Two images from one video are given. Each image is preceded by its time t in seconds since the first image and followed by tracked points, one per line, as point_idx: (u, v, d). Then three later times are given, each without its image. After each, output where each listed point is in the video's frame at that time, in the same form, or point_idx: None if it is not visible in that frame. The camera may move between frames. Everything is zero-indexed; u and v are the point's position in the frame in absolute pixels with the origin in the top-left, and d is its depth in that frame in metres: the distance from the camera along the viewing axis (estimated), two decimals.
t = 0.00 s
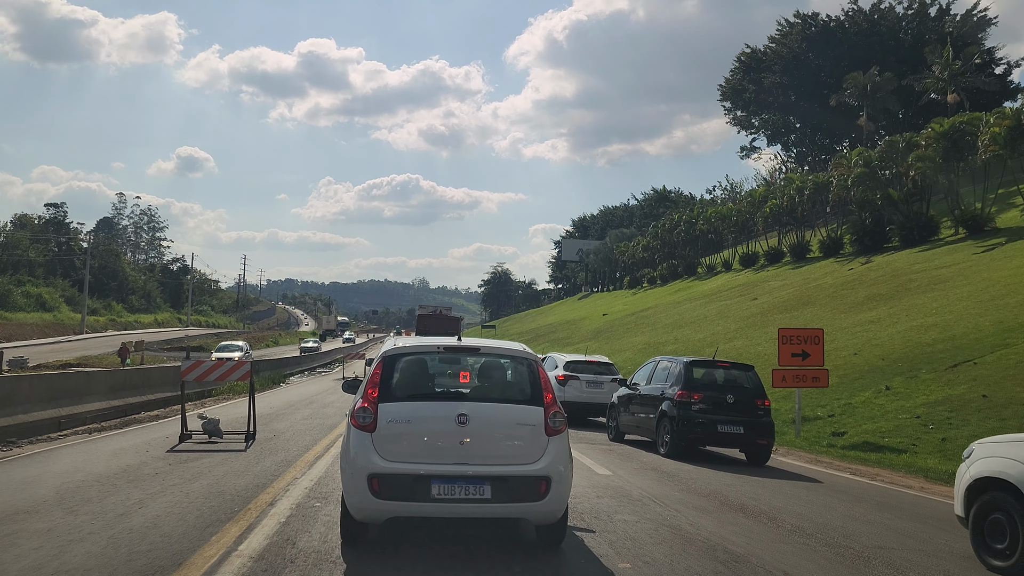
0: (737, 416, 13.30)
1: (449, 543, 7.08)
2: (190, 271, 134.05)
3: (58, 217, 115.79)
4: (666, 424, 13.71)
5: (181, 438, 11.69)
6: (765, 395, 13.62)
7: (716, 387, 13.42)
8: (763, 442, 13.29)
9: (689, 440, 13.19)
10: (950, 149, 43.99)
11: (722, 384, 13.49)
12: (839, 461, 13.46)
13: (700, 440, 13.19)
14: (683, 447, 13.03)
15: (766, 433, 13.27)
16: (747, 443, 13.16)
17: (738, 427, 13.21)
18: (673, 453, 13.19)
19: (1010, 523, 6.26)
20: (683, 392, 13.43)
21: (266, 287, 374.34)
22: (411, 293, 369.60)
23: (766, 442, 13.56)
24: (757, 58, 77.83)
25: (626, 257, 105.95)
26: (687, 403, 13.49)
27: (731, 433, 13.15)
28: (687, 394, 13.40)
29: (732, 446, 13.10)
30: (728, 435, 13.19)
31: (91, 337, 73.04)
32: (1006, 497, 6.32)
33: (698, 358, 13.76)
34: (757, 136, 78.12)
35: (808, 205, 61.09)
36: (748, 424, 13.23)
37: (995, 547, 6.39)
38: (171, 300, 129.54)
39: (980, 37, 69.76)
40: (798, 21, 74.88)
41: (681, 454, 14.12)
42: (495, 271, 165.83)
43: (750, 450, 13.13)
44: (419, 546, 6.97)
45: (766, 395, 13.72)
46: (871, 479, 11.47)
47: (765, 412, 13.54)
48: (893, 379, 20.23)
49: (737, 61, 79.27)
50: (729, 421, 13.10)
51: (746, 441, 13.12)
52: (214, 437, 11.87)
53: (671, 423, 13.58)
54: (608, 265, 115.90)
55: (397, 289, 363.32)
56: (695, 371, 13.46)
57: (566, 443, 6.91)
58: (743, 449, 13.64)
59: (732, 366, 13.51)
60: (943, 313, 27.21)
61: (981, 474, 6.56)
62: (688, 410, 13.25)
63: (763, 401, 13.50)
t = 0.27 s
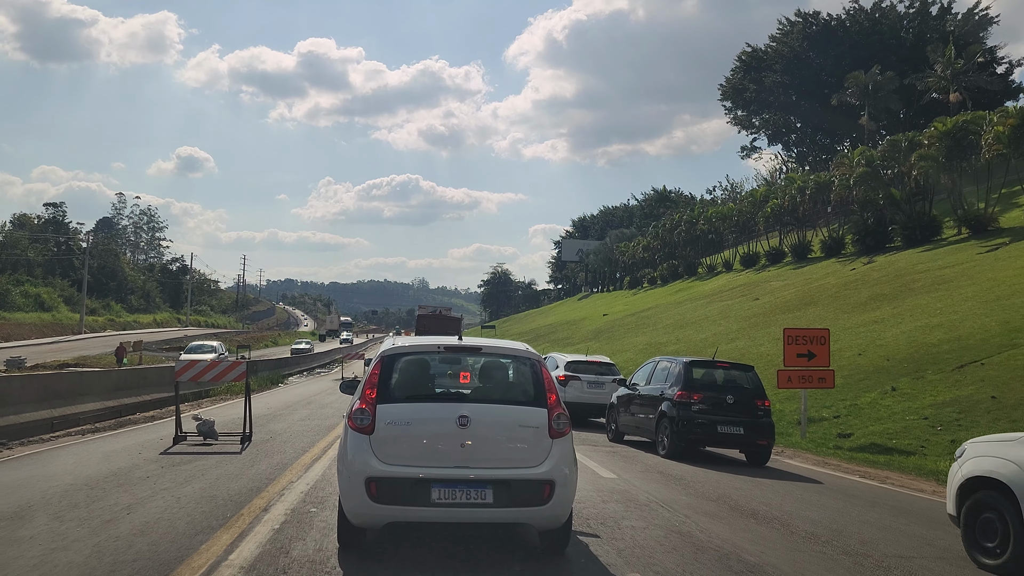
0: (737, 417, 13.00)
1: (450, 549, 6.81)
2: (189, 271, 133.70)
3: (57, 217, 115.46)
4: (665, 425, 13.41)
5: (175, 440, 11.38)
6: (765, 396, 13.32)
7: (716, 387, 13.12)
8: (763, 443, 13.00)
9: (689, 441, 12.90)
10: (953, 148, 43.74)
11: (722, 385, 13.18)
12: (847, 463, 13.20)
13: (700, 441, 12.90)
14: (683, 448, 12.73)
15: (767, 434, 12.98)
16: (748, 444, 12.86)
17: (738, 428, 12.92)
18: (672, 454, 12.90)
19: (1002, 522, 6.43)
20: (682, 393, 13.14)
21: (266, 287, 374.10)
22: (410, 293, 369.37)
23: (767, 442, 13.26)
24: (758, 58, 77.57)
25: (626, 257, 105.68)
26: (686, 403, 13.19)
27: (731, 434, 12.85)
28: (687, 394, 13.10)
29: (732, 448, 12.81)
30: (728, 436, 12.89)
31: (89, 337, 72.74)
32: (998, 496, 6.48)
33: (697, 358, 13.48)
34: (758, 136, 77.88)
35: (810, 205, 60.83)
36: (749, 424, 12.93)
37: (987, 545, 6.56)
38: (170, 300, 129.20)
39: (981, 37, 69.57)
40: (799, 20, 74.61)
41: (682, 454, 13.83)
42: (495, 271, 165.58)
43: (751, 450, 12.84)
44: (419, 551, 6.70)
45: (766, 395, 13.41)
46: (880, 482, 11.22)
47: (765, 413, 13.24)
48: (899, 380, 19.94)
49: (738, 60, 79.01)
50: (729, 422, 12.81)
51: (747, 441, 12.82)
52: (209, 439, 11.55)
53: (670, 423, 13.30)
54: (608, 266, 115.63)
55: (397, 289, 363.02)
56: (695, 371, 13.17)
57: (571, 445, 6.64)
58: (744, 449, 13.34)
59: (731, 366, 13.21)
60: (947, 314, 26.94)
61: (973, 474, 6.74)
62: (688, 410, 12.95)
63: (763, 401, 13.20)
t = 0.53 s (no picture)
0: (737, 417, 12.76)
1: (450, 551, 6.61)
2: (189, 270, 133.48)
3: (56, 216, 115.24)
4: (663, 425, 13.18)
5: (170, 441, 11.16)
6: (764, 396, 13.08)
7: (715, 387, 12.88)
8: (762, 443, 12.78)
9: (687, 441, 12.66)
10: (955, 147, 43.52)
11: (721, 384, 12.94)
12: (854, 465, 12.99)
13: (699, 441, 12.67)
14: (681, 448, 12.49)
15: (766, 434, 12.75)
16: (747, 444, 12.64)
17: (737, 428, 12.68)
18: (671, 454, 12.68)
19: (988, 518, 6.48)
20: (681, 392, 12.89)
21: (265, 287, 373.99)
22: (410, 292, 369.27)
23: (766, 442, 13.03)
24: (759, 57, 77.34)
25: (626, 257, 105.48)
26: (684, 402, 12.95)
27: (730, 434, 12.62)
28: (686, 394, 12.86)
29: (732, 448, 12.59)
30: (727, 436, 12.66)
31: (88, 337, 72.52)
32: (985, 493, 6.53)
33: (696, 357, 13.24)
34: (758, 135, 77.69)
35: (810, 204, 60.62)
36: (747, 424, 12.70)
37: (974, 542, 6.57)
38: (170, 299, 129.01)
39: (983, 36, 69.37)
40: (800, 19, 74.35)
41: (680, 454, 13.60)
42: (495, 270, 165.42)
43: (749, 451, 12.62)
44: (420, 553, 6.50)
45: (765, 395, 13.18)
46: (888, 484, 11.01)
47: (764, 412, 13.00)
48: (904, 380, 19.71)
49: (738, 59, 78.79)
50: (728, 422, 12.59)
51: (745, 441, 12.60)
52: (205, 440, 11.34)
53: (669, 423, 13.04)
54: (608, 265, 115.43)
55: (397, 288, 362.98)
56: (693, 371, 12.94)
57: (573, 446, 6.45)
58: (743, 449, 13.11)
59: (730, 365, 12.98)
60: (952, 313, 26.69)
61: (964, 472, 6.75)
62: (687, 410, 12.71)
63: (762, 400, 12.97)
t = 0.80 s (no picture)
0: (736, 416, 12.60)
1: (449, 553, 6.47)
2: (188, 270, 133.26)
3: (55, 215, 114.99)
4: (662, 425, 13.04)
5: (167, 442, 11.00)
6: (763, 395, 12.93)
7: (714, 386, 12.73)
8: (761, 443, 12.63)
9: (686, 440, 12.52)
10: (957, 146, 43.35)
11: (720, 384, 12.79)
12: (858, 466, 12.85)
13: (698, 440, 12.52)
14: (680, 447, 12.34)
15: (765, 433, 12.59)
16: (745, 444, 12.50)
17: (736, 427, 12.53)
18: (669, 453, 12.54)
19: (976, 517, 6.45)
20: (680, 391, 12.74)
21: (265, 287, 373.97)
22: (410, 292, 369.32)
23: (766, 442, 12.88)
24: (759, 56, 77.15)
25: (626, 257, 105.37)
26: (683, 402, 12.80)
27: (729, 433, 12.47)
28: (685, 393, 12.71)
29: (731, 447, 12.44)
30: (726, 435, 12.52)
31: (87, 337, 72.28)
32: (974, 492, 6.49)
33: (695, 356, 13.09)
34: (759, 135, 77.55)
35: (811, 204, 60.47)
36: (746, 424, 12.54)
37: (962, 538, 6.57)
38: (169, 299, 128.80)
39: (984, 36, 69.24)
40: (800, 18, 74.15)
41: (680, 454, 13.45)
42: (495, 270, 165.32)
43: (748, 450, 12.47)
44: (420, 554, 6.36)
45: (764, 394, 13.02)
46: (893, 485, 10.88)
47: (762, 412, 12.85)
48: (908, 381, 19.55)
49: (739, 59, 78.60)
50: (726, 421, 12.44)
51: (743, 441, 12.45)
52: (202, 441, 11.18)
53: (667, 423, 12.89)
54: (608, 265, 115.30)
55: (397, 288, 363.00)
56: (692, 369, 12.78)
57: (575, 446, 6.30)
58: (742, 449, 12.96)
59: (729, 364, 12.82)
60: (954, 313, 26.53)
61: (954, 469, 6.69)
62: (686, 410, 12.56)
63: (762, 400, 12.81)
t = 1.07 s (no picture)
0: (735, 416, 12.51)
1: (450, 552, 6.38)
2: (188, 270, 133.15)
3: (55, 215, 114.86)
4: (661, 425, 12.96)
5: (165, 442, 10.91)
6: (762, 395, 12.83)
7: (712, 387, 12.65)
8: (760, 443, 12.54)
9: (685, 440, 12.43)
10: (958, 147, 43.23)
11: (718, 384, 12.70)
12: (861, 467, 12.76)
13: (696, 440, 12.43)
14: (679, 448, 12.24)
15: (762, 433, 12.49)
16: (743, 444, 12.42)
17: (733, 427, 12.43)
18: (667, 454, 12.46)
19: (966, 515, 6.45)
20: (678, 392, 12.66)
21: (265, 287, 374.07)
22: (410, 293, 369.50)
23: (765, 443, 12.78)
24: (760, 56, 77.05)
25: (626, 257, 105.37)
26: (681, 402, 12.72)
27: (727, 433, 12.36)
28: (683, 394, 12.62)
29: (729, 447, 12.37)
30: (724, 435, 12.41)
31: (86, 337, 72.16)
32: (964, 491, 6.47)
33: (694, 357, 13.02)
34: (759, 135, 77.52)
35: (811, 204, 60.43)
36: (745, 424, 12.46)
37: (950, 535, 6.57)
38: (169, 299, 128.68)
39: (984, 36, 69.20)
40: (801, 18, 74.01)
41: (678, 454, 13.37)
42: (495, 270, 165.38)
43: (746, 451, 12.39)
44: (420, 553, 6.27)
45: (764, 396, 12.93)
46: (894, 487, 10.80)
47: (761, 412, 12.76)
48: (909, 381, 19.47)
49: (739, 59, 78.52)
50: (724, 421, 12.37)
51: (742, 441, 12.36)
52: (200, 441, 11.09)
53: (665, 423, 12.80)
54: (608, 265, 115.29)
55: (396, 289, 363.19)
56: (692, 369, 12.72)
57: (574, 446, 6.21)
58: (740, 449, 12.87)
59: (728, 365, 12.74)
60: (956, 313, 26.45)
61: (943, 466, 6.66)
62: (684, 409, 12.49)
63: (761, 400, 12.74)
